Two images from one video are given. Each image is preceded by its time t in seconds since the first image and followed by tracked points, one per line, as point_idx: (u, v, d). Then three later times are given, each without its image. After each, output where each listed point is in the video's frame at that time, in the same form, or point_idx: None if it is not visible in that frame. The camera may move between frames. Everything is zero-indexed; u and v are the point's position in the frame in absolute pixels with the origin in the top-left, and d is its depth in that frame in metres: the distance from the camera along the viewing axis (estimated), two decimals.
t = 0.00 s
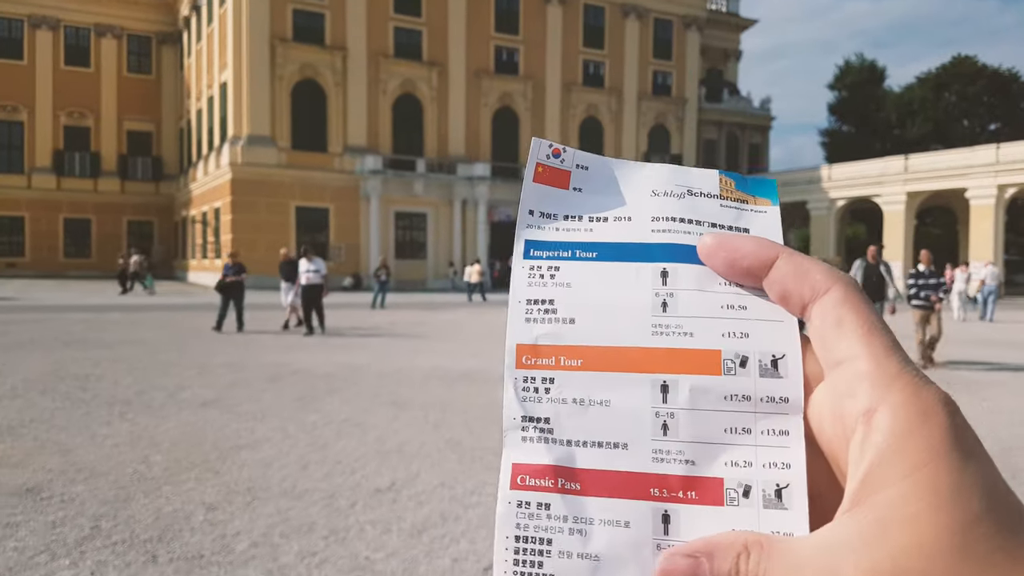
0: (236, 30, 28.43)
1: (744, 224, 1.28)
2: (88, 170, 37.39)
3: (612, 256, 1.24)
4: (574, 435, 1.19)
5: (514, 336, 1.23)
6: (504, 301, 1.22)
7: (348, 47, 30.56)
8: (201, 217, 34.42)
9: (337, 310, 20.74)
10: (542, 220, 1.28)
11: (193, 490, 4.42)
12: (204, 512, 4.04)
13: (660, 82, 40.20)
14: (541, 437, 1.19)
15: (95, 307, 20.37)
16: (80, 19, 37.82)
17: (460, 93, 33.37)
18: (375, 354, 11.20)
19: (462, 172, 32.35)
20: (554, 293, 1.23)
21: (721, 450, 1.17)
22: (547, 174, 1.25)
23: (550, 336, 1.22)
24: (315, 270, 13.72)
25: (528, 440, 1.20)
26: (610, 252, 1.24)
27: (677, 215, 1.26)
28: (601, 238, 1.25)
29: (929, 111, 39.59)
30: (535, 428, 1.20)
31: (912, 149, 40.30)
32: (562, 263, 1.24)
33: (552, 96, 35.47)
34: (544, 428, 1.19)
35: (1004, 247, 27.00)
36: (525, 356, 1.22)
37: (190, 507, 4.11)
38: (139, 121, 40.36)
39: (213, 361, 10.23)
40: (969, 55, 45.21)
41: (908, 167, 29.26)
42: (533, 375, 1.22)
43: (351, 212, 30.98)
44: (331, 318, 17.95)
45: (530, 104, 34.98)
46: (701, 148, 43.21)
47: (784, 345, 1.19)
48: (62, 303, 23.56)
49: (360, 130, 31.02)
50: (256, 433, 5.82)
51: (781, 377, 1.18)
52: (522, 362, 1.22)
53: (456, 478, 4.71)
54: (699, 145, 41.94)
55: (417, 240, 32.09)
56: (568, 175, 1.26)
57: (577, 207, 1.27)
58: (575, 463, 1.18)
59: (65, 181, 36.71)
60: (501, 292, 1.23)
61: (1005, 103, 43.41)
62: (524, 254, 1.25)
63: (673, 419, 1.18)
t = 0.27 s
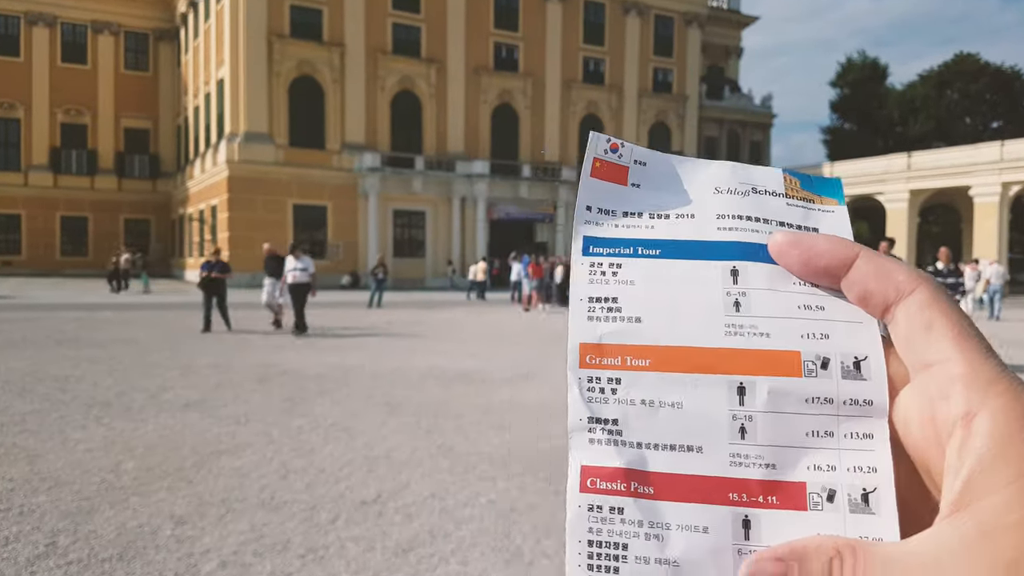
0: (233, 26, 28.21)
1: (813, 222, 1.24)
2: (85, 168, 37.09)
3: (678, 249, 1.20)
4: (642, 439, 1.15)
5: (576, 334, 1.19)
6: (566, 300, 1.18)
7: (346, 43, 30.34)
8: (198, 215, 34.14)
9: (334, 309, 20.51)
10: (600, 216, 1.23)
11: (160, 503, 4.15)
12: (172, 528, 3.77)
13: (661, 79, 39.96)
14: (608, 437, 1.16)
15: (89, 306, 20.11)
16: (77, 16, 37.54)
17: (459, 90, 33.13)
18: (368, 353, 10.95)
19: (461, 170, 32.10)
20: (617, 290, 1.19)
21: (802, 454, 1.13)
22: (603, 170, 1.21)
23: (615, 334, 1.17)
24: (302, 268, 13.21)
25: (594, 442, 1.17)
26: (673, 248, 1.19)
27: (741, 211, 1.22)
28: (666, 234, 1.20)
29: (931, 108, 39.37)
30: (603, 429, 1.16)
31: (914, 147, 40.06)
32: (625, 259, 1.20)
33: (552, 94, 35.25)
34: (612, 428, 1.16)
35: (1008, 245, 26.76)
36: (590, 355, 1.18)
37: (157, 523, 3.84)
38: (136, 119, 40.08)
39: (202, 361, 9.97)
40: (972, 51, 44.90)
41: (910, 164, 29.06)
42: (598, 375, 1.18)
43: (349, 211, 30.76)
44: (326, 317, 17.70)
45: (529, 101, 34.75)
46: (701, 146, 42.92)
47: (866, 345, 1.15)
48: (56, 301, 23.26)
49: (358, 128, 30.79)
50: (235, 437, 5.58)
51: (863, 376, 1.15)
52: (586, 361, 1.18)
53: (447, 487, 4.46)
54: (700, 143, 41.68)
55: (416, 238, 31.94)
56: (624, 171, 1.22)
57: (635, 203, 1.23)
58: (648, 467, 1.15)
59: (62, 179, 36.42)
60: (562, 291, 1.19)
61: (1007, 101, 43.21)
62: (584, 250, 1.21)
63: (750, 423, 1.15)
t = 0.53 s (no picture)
0: (235, 28, 28.51)
1: (952, 289, 1.15)
2: (88, 169, 37.23)
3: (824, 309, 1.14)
4: (785, 506, 1.14)
5: (712, 394, 1.14)
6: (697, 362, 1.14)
7: (346, 44, 30.63)
8: (200, 216, 34.37)
9: (334, 309, 20.70)
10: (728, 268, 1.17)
11: (143, 481, 4.11)
12: (163, 506, 3.75)
13: (659, 82, 40.27)
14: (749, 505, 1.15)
15: (90, 304, 20.25)
16: (80, 18, 37.76)
17: (459, 92, 33.42)
18: (363, 352, 10.99)
19: (462, 171, 32.42)
20: (753, 350, 1.15)
21: (957, 530, 1.12)
22: (737, 227, 1.14)
23: (755, 397, 1.14)
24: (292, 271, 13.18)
25: (733, 510, 1.15)
26: (814, 306, 1.14)
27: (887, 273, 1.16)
28: (807, 293, 1.14)
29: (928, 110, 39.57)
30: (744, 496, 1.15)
31: (911, 148, 40.26)
32: (764, 316, 1.14)
33: (551, 96, 35.56)
34: (753, 494, 1.15)
35: (1004, 245, 26.89)
36: (728, 418, 1.15)
37: (148, 501, 3.83)
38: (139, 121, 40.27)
39: (200, 353, 10.10)
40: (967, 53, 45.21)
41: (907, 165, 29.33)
42: (737, 438, 1.16)
43: (350, 212, 31.03)
44: (326, 316, 17.88)
45: (528, 103, 35.06)
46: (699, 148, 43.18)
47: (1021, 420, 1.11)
48: (58, 300, 23.40)
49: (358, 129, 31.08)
50: (221, 419, 5.59)
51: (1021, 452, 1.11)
52: (724, 425, 1.15)
53: (439, 464, 4.54)
54: (698, 144, 41.94)
55: (417, 239, 32.26)
56: (759, 226, 1.14)
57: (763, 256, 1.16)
58: (791, 538, 1.14)
59: (65, 180, 36.56)
60: (699, 356, 1.15)
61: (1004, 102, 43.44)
62: (717, 305, 1.15)
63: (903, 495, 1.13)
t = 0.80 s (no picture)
0: (232, 25, 28.26)
1: None
2: (84, 167, 36.90)
3: (1012, 277, 1.24)
4: (987, 479, 1.27)
5: (913, 368, 1.26)
6: (896, 344, 1.24)
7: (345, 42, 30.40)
8: (197, 215, 34.12)
9: (332, 309, 20.49)
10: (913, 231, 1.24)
11: (110, 494, 3.85)
12: (125, 523, 3.50)
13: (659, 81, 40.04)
14: (951, 476, 1.28)
15: (85, 305, 20.01)
16: (78, 16, 37.46)
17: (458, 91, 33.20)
18: (356, 354, 10.72)
19: (461, 170, 32.22)
20: (952, 319, 1.25)
21: None
22: (919, 188, 1.22)
23: (955, 367, 1.25)
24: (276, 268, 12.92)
25: (933, 483, 1.28)
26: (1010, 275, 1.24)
27: None
28: (999, 260, 1.23)
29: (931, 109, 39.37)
30: (945, 469, 1.28)
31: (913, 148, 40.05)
32: (959, 284, 1.23)
33: (551, 94, 35.35)
34: (955, 469, 1.28)
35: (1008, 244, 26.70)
36: (925, 390, 1.26)
37: (110, 516, 3.58)
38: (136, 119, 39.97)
39: (191, 354, 9.86)
40: (968, 52, 45.02)
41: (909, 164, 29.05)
42: (935, 411, 1.27)
43: (348, 211, 30.82)
44: (322, 317, 17.65)
45: (528, 102, 34.84)
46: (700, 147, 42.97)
47: None
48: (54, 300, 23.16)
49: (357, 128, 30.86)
50: (199, 425, 5.34)
51: None
52: (924, 396, 1.26)
53: (429, 475, 4.29)
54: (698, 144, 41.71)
55: (415, 238, 32.10)
56: (941, 190, 1.21)
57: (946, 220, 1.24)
58: (997, 511, 1.28)
59: (61, 178, 36.25)
60: (897, 326, 1.25)
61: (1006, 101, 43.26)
62: (907, 274, 1.25)
63: None
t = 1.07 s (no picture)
0: (229, 23, 27.92)
1: None
2: (80, 168, 36.45)
3: None
4: None
5: None
6: None
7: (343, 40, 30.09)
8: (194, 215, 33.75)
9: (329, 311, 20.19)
10: None
11: (68, 524, 3.53)
12: (83, 559, 3.20)
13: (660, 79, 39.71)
14: None
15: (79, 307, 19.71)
16: (73, 15, 37.03)
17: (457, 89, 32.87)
18: (351, 359, 10.40)
19: (460, 169, 31.92)
20: None
21: None
22: None
23: None
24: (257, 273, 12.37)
25: None
26: None
27: None
28: None
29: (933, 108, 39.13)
30: None
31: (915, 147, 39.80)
32: None
33: (551, 93, 35.03)
34: None
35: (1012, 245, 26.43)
36: None
37: (67, 551, 3.27)
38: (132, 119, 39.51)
39: (181, 360, 9.56)
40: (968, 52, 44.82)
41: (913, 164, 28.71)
42: None
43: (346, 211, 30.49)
44: (319, 319, 17.35)
45: (527, 101, 34.52)
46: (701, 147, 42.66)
47: None
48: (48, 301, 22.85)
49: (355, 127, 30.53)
50: (178, 440, 5.03)
51: None
52: None
53: (421, 500, 3.98)
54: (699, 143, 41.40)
55: (414, 238, 31.82)
56: None
57: None
58: None
59: (56, 178, 35.80)
60: None
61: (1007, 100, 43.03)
62: None
63: None
